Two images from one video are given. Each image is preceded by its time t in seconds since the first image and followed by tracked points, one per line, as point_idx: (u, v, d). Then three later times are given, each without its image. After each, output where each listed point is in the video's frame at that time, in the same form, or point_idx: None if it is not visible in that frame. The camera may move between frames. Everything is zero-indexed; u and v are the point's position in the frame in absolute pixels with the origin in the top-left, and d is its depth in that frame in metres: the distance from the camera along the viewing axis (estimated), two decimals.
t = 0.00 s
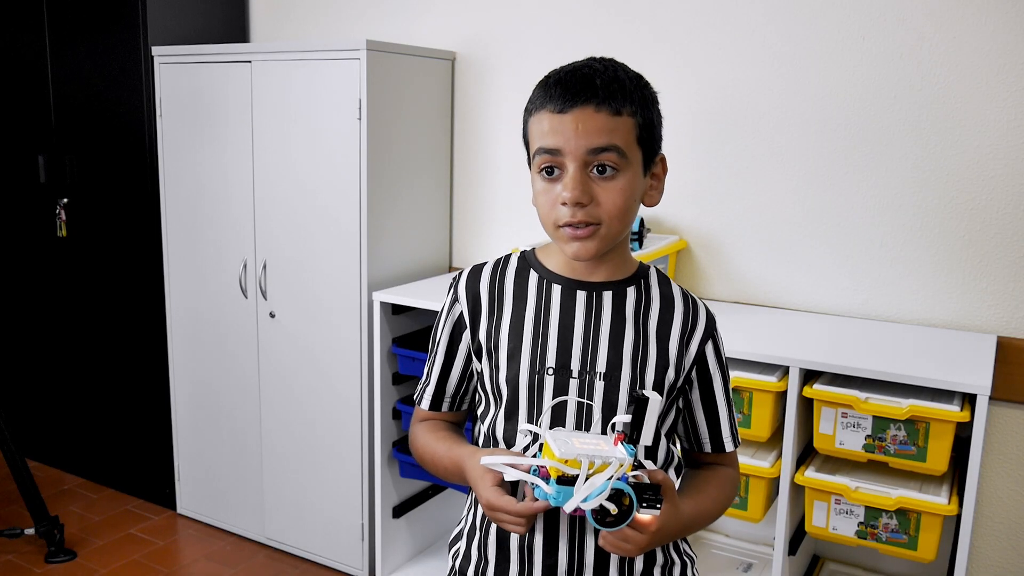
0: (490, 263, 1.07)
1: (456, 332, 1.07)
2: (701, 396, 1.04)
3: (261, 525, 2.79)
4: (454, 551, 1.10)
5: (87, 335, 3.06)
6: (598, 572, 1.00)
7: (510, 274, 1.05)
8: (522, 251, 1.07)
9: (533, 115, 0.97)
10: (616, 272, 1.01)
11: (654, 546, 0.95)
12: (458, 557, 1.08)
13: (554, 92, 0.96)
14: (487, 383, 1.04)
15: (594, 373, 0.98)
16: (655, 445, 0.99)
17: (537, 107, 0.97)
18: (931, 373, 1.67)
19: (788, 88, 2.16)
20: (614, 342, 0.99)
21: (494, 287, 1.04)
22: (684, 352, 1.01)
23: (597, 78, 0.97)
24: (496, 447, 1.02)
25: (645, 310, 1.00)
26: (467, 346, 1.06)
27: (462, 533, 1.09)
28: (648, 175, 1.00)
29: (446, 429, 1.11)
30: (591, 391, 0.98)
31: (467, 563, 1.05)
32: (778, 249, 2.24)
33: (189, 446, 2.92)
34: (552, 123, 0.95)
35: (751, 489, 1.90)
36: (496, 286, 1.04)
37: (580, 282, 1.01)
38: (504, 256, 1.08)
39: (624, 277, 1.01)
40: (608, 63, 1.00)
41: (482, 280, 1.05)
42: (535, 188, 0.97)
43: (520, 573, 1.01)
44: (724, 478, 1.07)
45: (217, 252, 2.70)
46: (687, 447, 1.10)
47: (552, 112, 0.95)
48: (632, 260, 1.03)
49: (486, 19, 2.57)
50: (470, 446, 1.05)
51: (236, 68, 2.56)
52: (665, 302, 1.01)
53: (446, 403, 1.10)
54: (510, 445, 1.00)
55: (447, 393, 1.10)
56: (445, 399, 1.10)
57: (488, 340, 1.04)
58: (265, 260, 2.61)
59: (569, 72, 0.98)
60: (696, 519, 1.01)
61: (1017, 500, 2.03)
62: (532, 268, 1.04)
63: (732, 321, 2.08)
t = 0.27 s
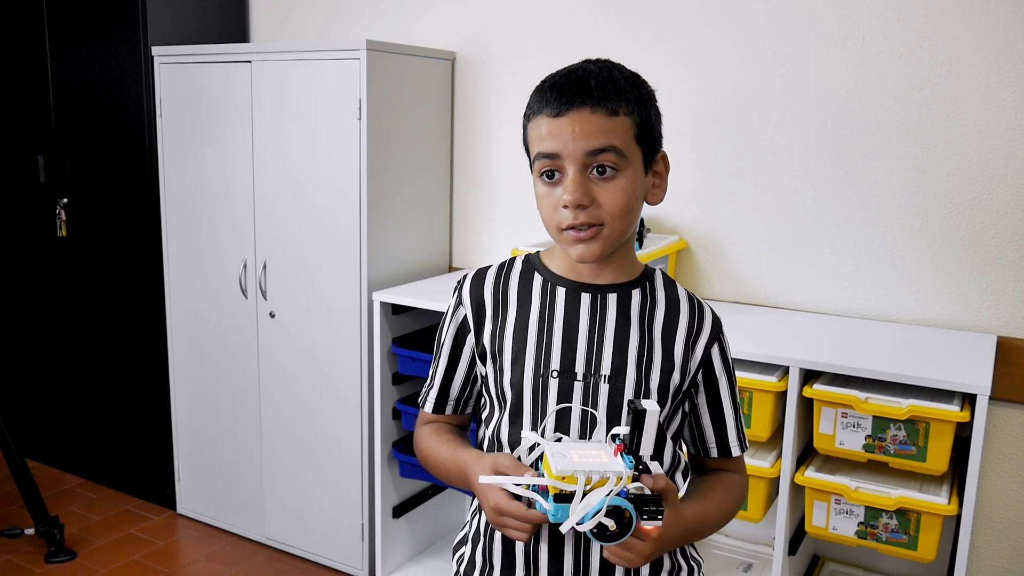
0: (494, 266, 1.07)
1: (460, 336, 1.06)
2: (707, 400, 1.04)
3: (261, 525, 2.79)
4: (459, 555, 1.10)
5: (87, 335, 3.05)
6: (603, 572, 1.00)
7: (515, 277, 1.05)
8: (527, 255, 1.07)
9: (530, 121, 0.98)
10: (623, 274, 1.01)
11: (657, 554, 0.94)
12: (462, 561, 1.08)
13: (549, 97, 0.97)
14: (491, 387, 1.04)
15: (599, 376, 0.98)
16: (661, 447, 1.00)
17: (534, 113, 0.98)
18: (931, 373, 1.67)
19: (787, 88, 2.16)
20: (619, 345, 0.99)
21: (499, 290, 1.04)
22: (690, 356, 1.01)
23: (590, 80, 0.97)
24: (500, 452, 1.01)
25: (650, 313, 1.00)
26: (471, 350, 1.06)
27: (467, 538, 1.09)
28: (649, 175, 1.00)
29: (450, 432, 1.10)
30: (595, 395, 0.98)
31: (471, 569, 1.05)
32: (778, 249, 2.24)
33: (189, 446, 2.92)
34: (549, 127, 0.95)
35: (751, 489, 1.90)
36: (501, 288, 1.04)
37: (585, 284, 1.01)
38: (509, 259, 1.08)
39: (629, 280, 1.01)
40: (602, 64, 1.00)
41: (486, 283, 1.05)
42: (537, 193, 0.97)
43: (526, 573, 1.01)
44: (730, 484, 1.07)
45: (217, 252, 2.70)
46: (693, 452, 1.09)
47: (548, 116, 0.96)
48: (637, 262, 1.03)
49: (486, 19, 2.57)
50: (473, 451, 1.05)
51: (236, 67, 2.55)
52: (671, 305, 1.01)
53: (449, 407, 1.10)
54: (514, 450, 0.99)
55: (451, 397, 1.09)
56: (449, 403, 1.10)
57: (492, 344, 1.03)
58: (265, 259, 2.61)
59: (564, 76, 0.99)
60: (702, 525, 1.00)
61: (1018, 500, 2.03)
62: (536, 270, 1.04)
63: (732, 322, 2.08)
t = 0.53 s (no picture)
0: (497, 266, 1.08)
1: (462, 337, 1.07)
2: (710, 403, 1.04)
3: (261, 525, 2.79)
4: (460, 558, 1.10)
5: (87, 335, 3.05)
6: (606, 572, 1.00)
7: (517, 278, 1.05)
8: (529, 254, 1.07)
9: (526, 123, 0.98)
10: (628, 272, 1.01)
11: (658, 554, 0.94)
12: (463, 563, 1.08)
13: (542, 98, 0.97)
14: (493, 388, 1.04)
15: (601, 378, 0.99)
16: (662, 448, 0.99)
17: (528, 114, 0.98)
18: (931, 373, 1.67)
19: (788, 88, 2.16)
20: (621, 348, 0.99)
21: (500, 291, 1.05)
22: (693, 358, 1.00)
23: (582, 78, 0.97)
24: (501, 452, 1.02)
25: (652, 315, 1.00)
26: (473, 350, 1.07)
27: (468, 539, 1.09)
28: (649, 170, 1.00)
29: (456, 435, 1.10)
30: (598, 396, 0.98)
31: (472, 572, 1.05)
32: (778, 249, 2.24)
33: (189, 446, 2.92)
34: (542, 129, 0.95)
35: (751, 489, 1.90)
36: (502, 290, 1.04)
37: (587, 285, 1.01)
38: (511, 259, 1.08)
39: (631, 280, 1.01)
40: (595, 62, 1.00)
41: (488, 284, 1.05)
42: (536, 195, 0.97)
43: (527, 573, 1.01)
44: (732, 490, 1.06)
45: (217, 252, 2.70)
46: (696, 456, 1.09)
47: (541, 117, 0.96)
48: (640, 263, 1.03)
49: (486, 19, 2.57)
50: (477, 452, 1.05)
51: (236, 67, 2.55)
52: (673, 307, 1.01)
53: (451, 408, 1.11)
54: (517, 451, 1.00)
55: (453, 398, 1.10)
56: (451, 404, 1.10)
57: (493, 345, 1.04)
58: (265, 260, 2.61)
59: (557, 75, 0.99)
60: (703, 529, 1.00)
61: (1018, 500, 2.03)
62: (538, 271, 1.04)
63: (732, 321, 2.08)
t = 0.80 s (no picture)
0: (499, 265, 1.08)
1: (464, 334, 1.08)
2: (710, 401, 1.03)
3: (261, 525, 2.79)
4: (458, 557, 1.10)
5: (86, 335, 3.05)
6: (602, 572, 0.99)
7: (518, 276, 1.05)
8: (531, 253, 1.07)
9: (515, 123, 0.99)
10: (624, 272, 1.01)
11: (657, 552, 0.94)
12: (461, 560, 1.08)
13: (529, 98, 0.98)
14: (492, 386, 1.05)
15: (600, 378, 0.98)
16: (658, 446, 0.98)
17: (518, 115, 0.99)
18: (931, 373, 1.67)
19: (787, 88, 2.16)
20: (621, 347, 0.99)
21: (501, 290, 1.05)
22: (694, 357, 1.00)
23: (567, 77, 0.97)
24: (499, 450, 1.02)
25: (654, 314, 1.00)
26: (473, 348, 1.07)
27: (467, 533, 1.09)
28: (643, 167, 0.99)
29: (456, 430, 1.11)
30: (596, 395, 0.98)
31: (468, 568, 1.06)
32: (778, 249, 2.24)
33: (189, 446, 2.92)
34: (529, 129, 0.96)
35: (751, 489, 1.90)
36: (503, 288, 1.05)
37: (586, 284, 1.01)
38: (514, 258, 1.08)
39: (630, 280, 1.01)
40: (584, 59, 0.99)
41: (489, 283, 1.06)
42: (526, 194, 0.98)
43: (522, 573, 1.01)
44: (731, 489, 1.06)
45: (217, 252, 2.70)
46: (695, 456, 1.09)
47: (527, 117, 0.96)
48: (641, 261, 1.03)
49: (485, 19, 2.57)
50: (477, 445, 1.06)
51: (236, 67, 2.55)
52: (675, 305, 1.01)
53: (453, 407, 1.11)
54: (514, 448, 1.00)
55: (455, 396, 1.11)
56: (453, 402, 1.11)
57: (493, 343, 1.04)
58: (265, 260, 2.61)
59: (546, 74, 0.99)
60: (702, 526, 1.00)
61: (1017, 500, 2.03)
62: (539, 270, 1.04)
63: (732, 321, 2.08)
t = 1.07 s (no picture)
0: (503, 264, 1.09)
1: (469, 332, 1.09)
2: (712, 396, 1.02)
3: (261, 525, 2.79)
4: (457, 549, 1.10)
5: (86, 335, 3.05)
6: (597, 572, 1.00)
7: (521, 273, 1.06)
8: (535, 252, 1.08)
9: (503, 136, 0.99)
10: (621, 272, 1.00)
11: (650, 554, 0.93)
12: (460, 555, 1.09)
13: (513, 112, 0.97)
14: (494, 384, 1.05)
15: (597, 374, 0.99)
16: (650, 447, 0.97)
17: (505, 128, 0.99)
18: (931, 373, 1.67)
19: (788, 87, 2.16)
20: (619, 344, 0.99)
21: (503, 287, 1.06)
22: (695, 353, 0.99)
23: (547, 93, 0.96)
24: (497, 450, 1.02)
25: (653, 310, 0.99)
26: (478, 346, 1.08)
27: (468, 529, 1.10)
28: (632, 175, 0.98)
29: (462, 435, 1.11)
30: (593, 395, 0.98)
31: (469, 561, 1.06)
32: (778, 249, 2.24)
33: (189, 446, 2.92)
34: (512, 148, 0.96)
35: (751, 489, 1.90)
36: (505, 287, 1.06)
37: (586, 282, 1.01)
38: (518, 257, 1.09)
39: (631, 276, 1.01)
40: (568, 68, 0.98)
41: (492, 280, 1.07)
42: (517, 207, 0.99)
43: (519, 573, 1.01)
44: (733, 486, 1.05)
45: (217, 252, 2.70)
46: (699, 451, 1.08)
47: (512, 133, 0.96)
48: (642, 257, 1.02)
49: (486, 19, 2.57)
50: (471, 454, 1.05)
51: (236, 67, 2.55)
52: (676, 301, 1.00)
53: (461, 406, 1.11)
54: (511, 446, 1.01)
55: (462, 396, 1.11)
56: (461, 402, 1.11)
57: (494, 340, 1.05)
58: (265, 259, 2.61)
59: (530, 86, 0.98)
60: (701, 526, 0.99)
61: (1017, 500, 2.03)
62: (541, 268, 1.05)
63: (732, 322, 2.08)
